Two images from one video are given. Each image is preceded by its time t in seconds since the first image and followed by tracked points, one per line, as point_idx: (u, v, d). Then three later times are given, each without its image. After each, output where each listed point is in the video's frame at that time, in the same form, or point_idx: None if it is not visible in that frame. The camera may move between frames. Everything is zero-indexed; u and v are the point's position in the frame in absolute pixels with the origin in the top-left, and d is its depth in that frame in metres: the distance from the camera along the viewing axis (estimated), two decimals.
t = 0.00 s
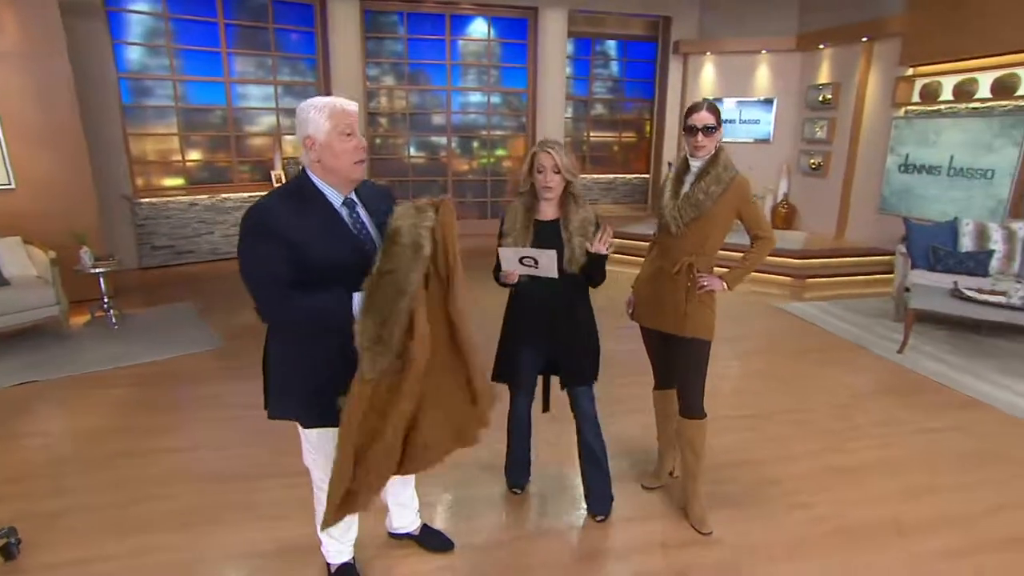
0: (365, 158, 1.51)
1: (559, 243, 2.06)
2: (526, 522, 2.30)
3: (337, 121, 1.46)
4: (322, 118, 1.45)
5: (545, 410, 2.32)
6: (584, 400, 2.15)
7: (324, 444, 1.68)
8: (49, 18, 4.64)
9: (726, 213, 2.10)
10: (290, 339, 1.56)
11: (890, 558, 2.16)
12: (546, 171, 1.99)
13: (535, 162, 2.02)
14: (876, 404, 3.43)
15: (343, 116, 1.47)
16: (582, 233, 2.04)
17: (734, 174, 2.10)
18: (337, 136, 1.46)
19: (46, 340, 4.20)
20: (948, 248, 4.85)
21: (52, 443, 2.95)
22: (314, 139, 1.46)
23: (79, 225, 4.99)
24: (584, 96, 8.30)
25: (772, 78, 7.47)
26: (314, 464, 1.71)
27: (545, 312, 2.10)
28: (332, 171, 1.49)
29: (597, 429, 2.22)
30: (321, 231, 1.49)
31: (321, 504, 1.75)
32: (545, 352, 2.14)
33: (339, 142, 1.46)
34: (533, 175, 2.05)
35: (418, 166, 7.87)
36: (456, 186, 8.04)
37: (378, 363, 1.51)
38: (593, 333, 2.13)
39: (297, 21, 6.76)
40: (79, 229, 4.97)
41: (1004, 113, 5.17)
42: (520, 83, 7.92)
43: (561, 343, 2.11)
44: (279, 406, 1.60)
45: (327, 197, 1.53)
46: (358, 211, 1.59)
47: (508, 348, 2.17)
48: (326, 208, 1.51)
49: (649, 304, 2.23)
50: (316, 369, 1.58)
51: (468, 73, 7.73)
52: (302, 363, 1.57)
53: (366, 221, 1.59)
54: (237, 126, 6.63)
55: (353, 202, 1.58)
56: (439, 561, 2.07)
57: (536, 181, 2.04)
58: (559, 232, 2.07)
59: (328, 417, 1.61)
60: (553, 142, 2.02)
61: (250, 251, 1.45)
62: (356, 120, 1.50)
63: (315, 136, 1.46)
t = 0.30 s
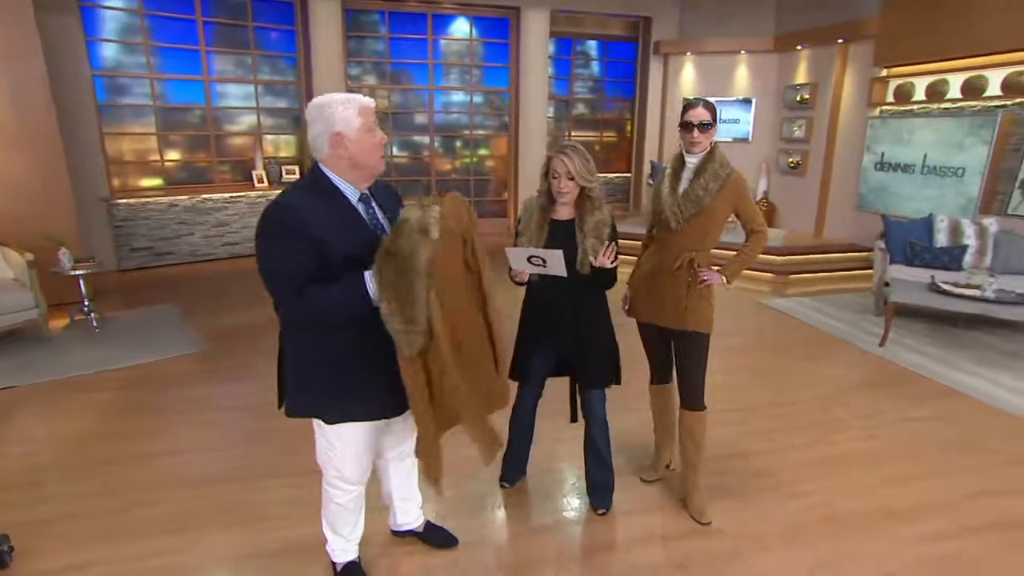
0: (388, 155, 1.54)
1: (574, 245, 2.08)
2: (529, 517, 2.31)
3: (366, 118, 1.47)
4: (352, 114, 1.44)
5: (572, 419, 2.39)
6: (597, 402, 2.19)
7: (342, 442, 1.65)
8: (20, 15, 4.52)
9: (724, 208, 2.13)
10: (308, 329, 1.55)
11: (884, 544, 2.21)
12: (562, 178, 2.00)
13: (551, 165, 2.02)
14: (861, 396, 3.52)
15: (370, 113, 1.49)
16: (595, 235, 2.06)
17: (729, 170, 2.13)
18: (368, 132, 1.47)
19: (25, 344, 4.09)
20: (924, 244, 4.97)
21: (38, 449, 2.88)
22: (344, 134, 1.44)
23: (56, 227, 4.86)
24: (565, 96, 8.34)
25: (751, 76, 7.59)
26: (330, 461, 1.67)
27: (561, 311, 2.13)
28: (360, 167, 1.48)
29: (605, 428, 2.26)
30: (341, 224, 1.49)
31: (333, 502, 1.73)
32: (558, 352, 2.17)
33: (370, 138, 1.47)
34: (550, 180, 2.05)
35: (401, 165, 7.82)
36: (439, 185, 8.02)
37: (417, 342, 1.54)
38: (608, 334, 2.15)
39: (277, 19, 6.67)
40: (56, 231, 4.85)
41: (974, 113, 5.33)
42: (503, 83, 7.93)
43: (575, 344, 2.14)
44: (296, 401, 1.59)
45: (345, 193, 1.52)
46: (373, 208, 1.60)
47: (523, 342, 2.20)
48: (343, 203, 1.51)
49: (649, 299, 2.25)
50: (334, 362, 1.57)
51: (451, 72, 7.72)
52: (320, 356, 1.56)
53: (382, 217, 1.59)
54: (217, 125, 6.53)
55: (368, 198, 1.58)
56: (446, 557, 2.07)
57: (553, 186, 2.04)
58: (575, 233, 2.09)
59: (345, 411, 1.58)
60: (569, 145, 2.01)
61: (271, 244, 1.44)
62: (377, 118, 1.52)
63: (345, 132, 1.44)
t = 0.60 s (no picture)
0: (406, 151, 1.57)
1: (573, 243, 2.11)
2: (528, 511, 2.32)
3: (385, 115, 1.49)
4: (372, 110, 1.46)
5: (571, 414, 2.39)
6: (593, 400, 2.20)
7: (352, 437, 1.63)
8: None
9: (719, 203, 2.17)
10: (323, 319, 1.55)
11: (873, 527, 2.28)
12: (562, 177, 2.02)
13: (552, 164, 2.04)
14: (845, 387, 3.61)
15: (389, 110, 1.51)
16: (595, 233, 2.07)
17: (722, 166, 2.18)
18: (387, 129, 1.49)
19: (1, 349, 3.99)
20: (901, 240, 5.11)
21: (21, 454, 2.81)
22: (365, 132, 1.46)
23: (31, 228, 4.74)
24: (546, 96, 8.35)
25: (729, 76, 7.75)
26: (338, 456, 1.65)
27: (559, 307, 2.14)
28: (379, 163, 1.51)
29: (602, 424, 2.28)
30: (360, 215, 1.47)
31: (340, 499, 1.72)
32: (556, 348, 2.18)
33: (390, 135, 1.50)
34: (550, 178, 2.07)
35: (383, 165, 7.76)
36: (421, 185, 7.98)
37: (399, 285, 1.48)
38: (604, 333, 2.17)
39: (256, 17, 6.59)
40: (31, 232, 4.73)
41: (944, 113, 5.50)
42: (484, 83, 7.92)
43: (571, 341, 2.16)
44: (309, 390, 1.60)
45: (363, 188, 1.52)
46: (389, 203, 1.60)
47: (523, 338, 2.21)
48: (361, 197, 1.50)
49: (648, 294, 2.25)
50: (349, 357, 1.57)
51: (432, 72, 7.69)
52: (334, 348, 1.57)
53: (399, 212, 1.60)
54: (195, 125, 6.43)
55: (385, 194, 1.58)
56: (449, 553, 2.07)
57: (554, 184, 2.06)
58: (575, 231, 2.11)
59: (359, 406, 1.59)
60: (569, 144, 2.03)
61: (289, 232, 1.45)
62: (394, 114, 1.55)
63: (366, 129, 1.46)
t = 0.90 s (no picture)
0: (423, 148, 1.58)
1: (570, 238, 2.12)
2: (528, 505, 2.33)
3: (404, 112, 1.50)
4: (391, 108, 1.47)
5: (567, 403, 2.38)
6: (592, 394, 2.22)
7: (370, 428, 1.67)
8: None
9: (715, 200, 2.21)
10: (338, 312, 1.58)
11: (865, 514, 2.33)
12: (560, 170, 2.03)
13: (551, 158, 2.05)
14: (831, 379, 3.68)
15: (407, 108, 1.52)
16: (592, 228, 2.11)
17: (717, 163, 2.21)
18: (406, 126, 1.50)
19: None
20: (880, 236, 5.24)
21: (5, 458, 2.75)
22: (384, 128, 1.47)
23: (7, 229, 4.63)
24: (529, 96, 8.37)
25: (711, 76, 7.88)
26: (355, 449, 1.69)
27: (558, 303, 2.16)
28: (398, 160, 1.52)
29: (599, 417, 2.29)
30: (382, 212, 1.50)
31: (354, 492, 1.73)
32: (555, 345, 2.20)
33: (408, 133, 1.51)
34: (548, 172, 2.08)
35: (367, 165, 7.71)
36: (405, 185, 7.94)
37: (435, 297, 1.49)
38: (603, 329, 2.19)
39: (236, 16, 6.51)
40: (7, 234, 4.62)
41: (919, 113, 5.62)
42: (468, 83, 7.92)
43: (570, 338, 2.18)
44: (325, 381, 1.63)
45: (383, 183, 1.54)
46: (407, 201, 1.63)
47: (521, 334, 2.22)
48: (381, 193, 1.53)
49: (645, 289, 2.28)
50: (364, 347, 1.59)
51: (415, 71, 7.66)
52: (348, 341, 1.59)
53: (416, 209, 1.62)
54: (175, 125, 6.34)
55: (402, 190, 1.60)
56: (450, 549, 2.07)
57: (551, 178, 2.08)
58: (571, 226, 2.13)
59: (372, 395, 1.61)
60: (568, 139, 2.05)
61: (310, 223, 1.47)
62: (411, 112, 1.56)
63: (385, 126, 1.47)
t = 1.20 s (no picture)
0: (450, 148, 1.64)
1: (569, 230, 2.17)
2: (529, 497, 2.39)
3: (433, 113, 1.56)
4: (422, 108, 1.54)
5: (562, 398, 2.43)
6: (590, 384, 2.29)
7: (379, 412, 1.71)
8: None
9: (710, 195, 2.29)
10: (353, 298, 1.64)
11: (851, 499, 2.42)
12: (559, 164, 2.09)
13: (550, 152, 2.11)
14: (815, 371, 3.79)
15: (437, 109, 1.58)
16: (591, 221, 2.16)
17: (713, 160, 2.29)
18: (435, 126, 1.56)
19: None
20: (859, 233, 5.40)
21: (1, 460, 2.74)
22: (414, 127, 1.53)
23: None
24: (514, 97, 8.45)
25: (693, 78, 8.02)
26: (363, 433, 1.73)
27: (558, 297, 2.22)
28: (425, 158, 1.59)
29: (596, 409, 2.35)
30: (399, 205, 1.58)
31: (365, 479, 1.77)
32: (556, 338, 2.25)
33: (436, 132, 1.57)
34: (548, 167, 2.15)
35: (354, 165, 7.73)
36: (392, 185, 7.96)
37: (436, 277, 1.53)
38: (599, 323, 2.25)
39: (222, 16, 6.48)
40: None
41: (896, 113, 5.79)
42: (454, 84, 7.96)
43: (570, 330, 2.24)
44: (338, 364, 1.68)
45: (404, 179, 1.61)
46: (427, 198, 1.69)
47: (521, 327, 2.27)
48: (401, 187, 1.60)
49: (643, 282, 2.34)
50: (373, 332, 1.64)
51: (402, 72, 7.69)
52: (361, 326, 1.65)
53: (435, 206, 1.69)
54: (161, 125, 6.31)
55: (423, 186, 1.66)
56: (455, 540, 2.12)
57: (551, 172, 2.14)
58: (569, 219, 2.19)
59: (381, 378, 1.66)
60: (565, 135, 2.12)
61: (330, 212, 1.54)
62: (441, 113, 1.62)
63: (415, 124, 1.53)
